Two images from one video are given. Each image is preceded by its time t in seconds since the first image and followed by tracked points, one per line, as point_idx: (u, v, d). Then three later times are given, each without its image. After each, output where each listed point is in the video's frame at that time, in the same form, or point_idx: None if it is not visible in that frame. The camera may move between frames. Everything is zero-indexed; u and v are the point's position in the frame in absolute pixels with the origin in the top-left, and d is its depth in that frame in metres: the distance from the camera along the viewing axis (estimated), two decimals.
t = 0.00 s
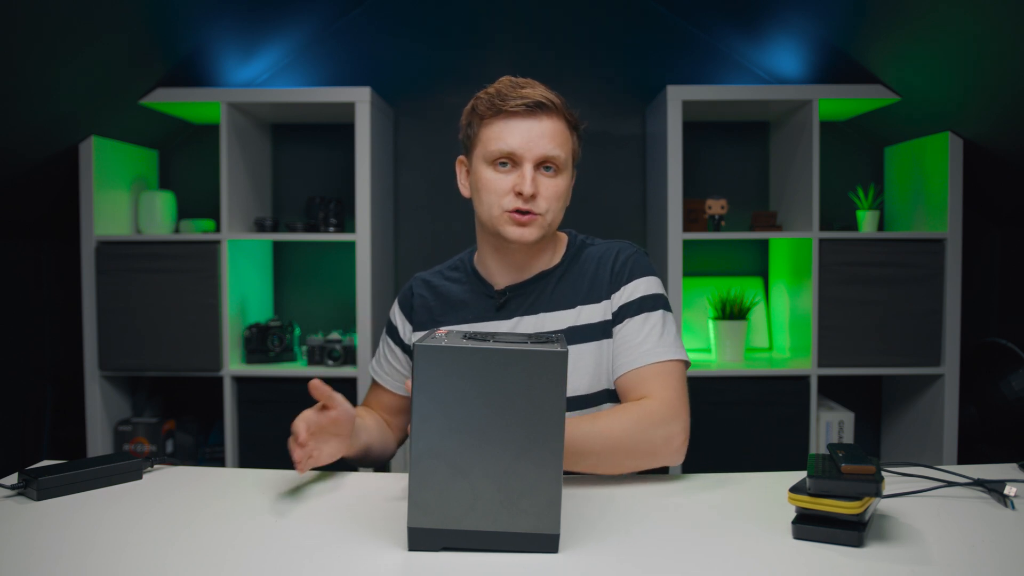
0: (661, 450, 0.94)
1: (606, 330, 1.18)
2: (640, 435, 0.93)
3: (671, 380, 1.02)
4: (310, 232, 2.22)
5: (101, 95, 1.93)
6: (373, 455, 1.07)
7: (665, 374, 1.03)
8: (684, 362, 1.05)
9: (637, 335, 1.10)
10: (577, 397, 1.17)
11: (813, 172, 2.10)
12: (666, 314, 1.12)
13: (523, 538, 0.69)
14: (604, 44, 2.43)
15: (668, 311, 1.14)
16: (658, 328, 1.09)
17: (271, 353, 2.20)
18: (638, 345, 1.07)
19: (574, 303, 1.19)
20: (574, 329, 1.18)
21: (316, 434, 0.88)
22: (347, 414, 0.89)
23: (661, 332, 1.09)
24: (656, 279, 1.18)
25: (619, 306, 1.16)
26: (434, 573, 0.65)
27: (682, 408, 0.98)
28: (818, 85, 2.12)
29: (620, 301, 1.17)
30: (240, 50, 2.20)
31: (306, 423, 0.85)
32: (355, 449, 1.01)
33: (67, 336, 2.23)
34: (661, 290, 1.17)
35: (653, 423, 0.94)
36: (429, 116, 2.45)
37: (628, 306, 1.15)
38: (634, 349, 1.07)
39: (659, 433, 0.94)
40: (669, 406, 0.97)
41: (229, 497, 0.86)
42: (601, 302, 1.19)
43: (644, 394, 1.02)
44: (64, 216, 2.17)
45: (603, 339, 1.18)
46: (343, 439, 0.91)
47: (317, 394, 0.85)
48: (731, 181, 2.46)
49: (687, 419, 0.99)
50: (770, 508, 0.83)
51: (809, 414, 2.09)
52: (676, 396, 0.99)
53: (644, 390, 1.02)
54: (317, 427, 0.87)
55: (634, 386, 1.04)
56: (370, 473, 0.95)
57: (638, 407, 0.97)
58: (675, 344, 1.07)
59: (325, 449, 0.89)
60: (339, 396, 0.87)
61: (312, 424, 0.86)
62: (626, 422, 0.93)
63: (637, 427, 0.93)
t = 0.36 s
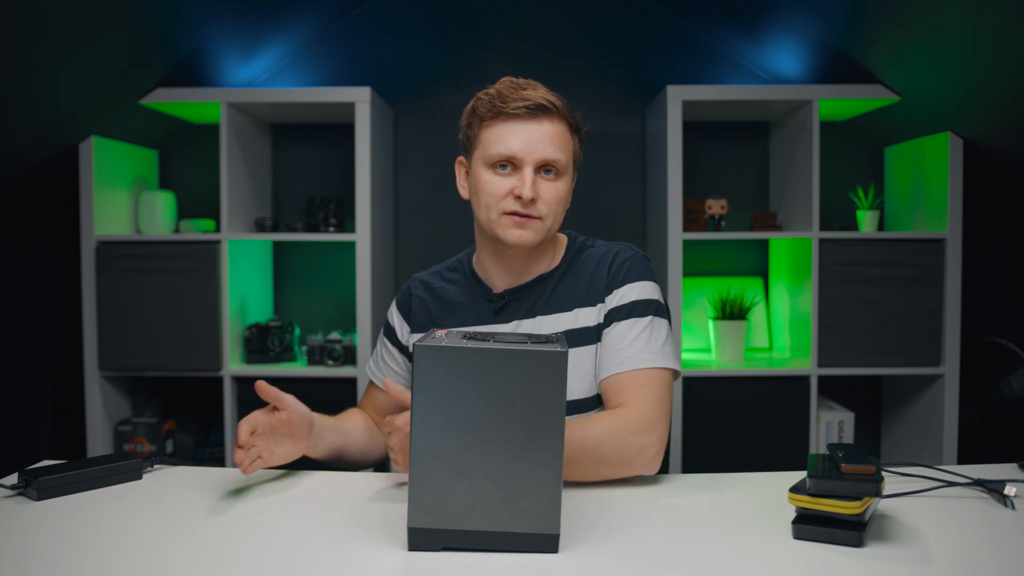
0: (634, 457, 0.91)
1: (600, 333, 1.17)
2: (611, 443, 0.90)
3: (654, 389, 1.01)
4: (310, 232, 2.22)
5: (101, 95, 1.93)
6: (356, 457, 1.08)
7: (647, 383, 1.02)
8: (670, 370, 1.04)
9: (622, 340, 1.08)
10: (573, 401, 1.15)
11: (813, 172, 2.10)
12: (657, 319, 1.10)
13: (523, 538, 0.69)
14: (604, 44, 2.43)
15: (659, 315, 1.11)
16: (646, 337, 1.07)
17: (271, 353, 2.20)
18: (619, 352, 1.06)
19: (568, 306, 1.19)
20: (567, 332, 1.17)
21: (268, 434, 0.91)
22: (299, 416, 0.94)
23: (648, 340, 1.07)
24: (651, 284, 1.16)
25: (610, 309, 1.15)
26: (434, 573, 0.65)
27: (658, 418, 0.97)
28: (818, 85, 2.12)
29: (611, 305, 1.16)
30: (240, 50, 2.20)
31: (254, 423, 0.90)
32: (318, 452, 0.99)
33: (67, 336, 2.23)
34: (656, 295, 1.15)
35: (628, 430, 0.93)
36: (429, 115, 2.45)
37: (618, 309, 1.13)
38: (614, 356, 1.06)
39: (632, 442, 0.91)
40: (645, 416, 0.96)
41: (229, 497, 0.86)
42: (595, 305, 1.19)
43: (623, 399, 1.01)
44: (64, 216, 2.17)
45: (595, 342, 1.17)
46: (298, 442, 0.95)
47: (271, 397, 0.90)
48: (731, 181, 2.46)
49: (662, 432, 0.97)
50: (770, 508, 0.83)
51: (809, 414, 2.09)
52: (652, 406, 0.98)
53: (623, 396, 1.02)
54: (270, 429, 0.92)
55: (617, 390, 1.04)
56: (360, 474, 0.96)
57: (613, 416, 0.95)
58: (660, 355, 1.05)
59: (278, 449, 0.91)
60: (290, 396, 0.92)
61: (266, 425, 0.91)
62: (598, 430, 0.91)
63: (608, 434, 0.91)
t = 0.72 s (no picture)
0: (633, 468, 0.90)
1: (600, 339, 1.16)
2: (609, 453, 0.90)
3: (653, 398, 1.01)
4: (310, 232, 2.22)
5: (101, 95, 1.93)
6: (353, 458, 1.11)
7: (646, 393, 1.02)
8: (670, 378, 1.04)
9: (621, 348, 1.08)
10: (574, 407, 1.15)
11: (813, 172, 2.10)
12: (658, 327, 1.11)
13: (522, 538, 0.69)
14: (603, 44, 2.43)
15: (660, 323, 1.12)
16: (645, 345, 1.07)
17: (271, 353, 2.20)
18: (618, 361, 1.06)
19: (567, 310, 1.18)
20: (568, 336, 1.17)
21: (257, 459, 0.92)
22: (292, 442, 0.95)
23: (647, 349, 1.06)
24: (652, 292, 1.16)
25: (610, 315, 1.15)
26: (434, 573, 0.65)
27: (658, 428, 0.97)
28: (818, 85, 2.12)
29: (612, 311, 1.15)
30: (240, 50, 2.20)
31: (246, 444, 0.91)
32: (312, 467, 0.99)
33: (67, 336, 2.23)
34: (657, 303, 1.15)
35: (625, 441, 0.92)
36: (429, 115, 2.45)
37: (619, 316, 1.13)
38: (613, 366, 1.06)
39: (631, 451, 0.91)
40: (644, 427, 0.96)
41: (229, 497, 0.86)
42: (594, 311, 1.18)
43: (621, 408, 1.02)
44: (64, 216, 2.17)
45: (595, 348, 1.16)
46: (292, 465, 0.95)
47: (263, 421, 0.95)
48: (731, 180, 2.46)
49: (663, 443, 0.96)
50: (770, 508, 0.83)
51: (809, 414, 2.09)
52: (652, 416, 0.99)
53: (622, 406, 1.02)
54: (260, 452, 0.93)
55: (618, 399, 1.04)
56: (356, 474, 0.95)
57: (611, 428, 0.96)
58: (659, 363, 1.04)
59: (265, 473, 0.92)
60: (284, 422, 0.96)
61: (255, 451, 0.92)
62: (595, 441, 0.91)
63: (604, 444, 0.91)
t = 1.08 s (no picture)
0: (634, 471, 0.90)
1: (611, 342, 1.16)
2: (609, 454, 0.90)
3: (659, 403, 1.01)
4: (310, 232, 2.22)
5: (101, 95, 1.93)
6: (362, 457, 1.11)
7: (652, 397, 1.02)
8: (675, 385, 1.04)
9: (631, 352, 1.08)
10: (582, 408, 1.15)
11: (813, 172, 2.10)
12: (669, 335, 1.11)
13: (522, 538, 0.69)
14: (603, 44, 2.43)
15: (670, 330, 1.11)
16: (654, 350, 1.07)
17: (271, 353, 2.20)
18: (625, 364, 1.07)
19: (580, 312, 1.18)
20: (577, 337, 1.17)
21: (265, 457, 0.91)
22: (306, 448, 0.93)
23: (656, 355, 1.07)
24: (665, 299, 1.16)
25: (622, 319, 1.14)
26: (434, 573, 0.65)
27: (662, 432, 0.97)
28: (818, 85, 2.12)
29: (623, 314, 1.15)
30: (240, 50, 2.20)
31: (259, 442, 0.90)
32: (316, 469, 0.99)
33: (67, 336, 2.23)
34: (668, 310, 1.15)
35: (627, 442, 0.93)
36: (429, 116, 2.45)
37: (630, 320, 1.13)
38: (620, 369, 1.07)
39: (632, 454, 0.91)
40: (646, 429, 0.96)
41: (230, 497, 0.86)
42: (607, 314, 1.18)
43: (627, 411, 1.02)
44: (64, 216, 2.17)
45: (606, 351, 1.16)
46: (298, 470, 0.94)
47: (285, 422, 0.93)
48: (731, 180, 2.46)
49: (665, 448, 0.95)
50: (770, 508, 0.83)
51: (809, 414, 2.09)
52: (657, 422, 0.98)
53: (627, 409, 1.02)
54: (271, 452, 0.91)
55: (624, 402, 1.04)
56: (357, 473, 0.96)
57: (614, 430, 0.96)
58: (666, 368, 1.05)
59: (268, 473, 0.91)
60: (306, 430, 0.93)
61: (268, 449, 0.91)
62: (598, 443, 0.92)
63: (607, 447, 0.91)
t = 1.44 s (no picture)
0: (636, 471, 0.89)
1: (618, 341, 1.16)
2: (612, 454, 0.90)
3: (662, 404, 1.01)
4: (310, 232, 2.22)
5: (101, 95, 1.93)
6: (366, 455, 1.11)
7: (656, 397, 1.02)
8: (679, 388, 1.04)
9: (637, 351, 1.08)
10: (588, 406, 1.15)
11: (813, 172, 2.10)
12: (677, 338, 1.10)
13: (523, 538, 0.69)
14: (603, 44, 2.43)
15: (678, 332, 1.11)
16: (659, 351, 1.07)
17: (271, 353, 2.20)
18: (630, 364, 1.07)
19: (589, 310, 1.18)
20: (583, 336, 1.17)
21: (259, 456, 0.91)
22: (300, 445, 0.95)
23: (661, 356, 1.07)
24: (674, 303, 1.16)
25: (631, 319, 1.14)
26: (434, 573, 0.65)
27: (665, 433, 0.97)
28: (818, 85, 2.12)
29: (633, 314, 1.15)
30: (240, 50, 2.20)
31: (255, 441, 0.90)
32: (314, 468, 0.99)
33: (67, 336, 2.23)
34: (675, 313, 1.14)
35: (628, 441, 0.93)
36: (429, 116, 2.45)
37: (639, 320, 1.13)
38: (625, 368, 1.07)
39: (633, 454, 0.91)
40: (648, 429, 0.96)
41: (229, 497, 0.86)
42: (616, 313, 1.18)
43: (630, 411, 1.02)
44: (64, 216, 2.17)
45: (613, 350, 1.16)
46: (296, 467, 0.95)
47: (277, 420, 0.94)
48: (731, 181, 2.46)
49: (667, 449, 0.95)
50: (770, 508, 0.83)
51: (809, 414, 2.09)
52: (660, 423, 0.98)
53: (631, 409, 1.02)
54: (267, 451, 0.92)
55: (627, 402, 1.04)
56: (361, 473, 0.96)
57: (617, 429, 0.96)
58: (671, 370, 1.05)
59: (265, 472, 0.92)
60: (299, 426, 0.95)
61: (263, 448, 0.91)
62: (601, 441, 0.92)
63: (610, 446, 0.91)
